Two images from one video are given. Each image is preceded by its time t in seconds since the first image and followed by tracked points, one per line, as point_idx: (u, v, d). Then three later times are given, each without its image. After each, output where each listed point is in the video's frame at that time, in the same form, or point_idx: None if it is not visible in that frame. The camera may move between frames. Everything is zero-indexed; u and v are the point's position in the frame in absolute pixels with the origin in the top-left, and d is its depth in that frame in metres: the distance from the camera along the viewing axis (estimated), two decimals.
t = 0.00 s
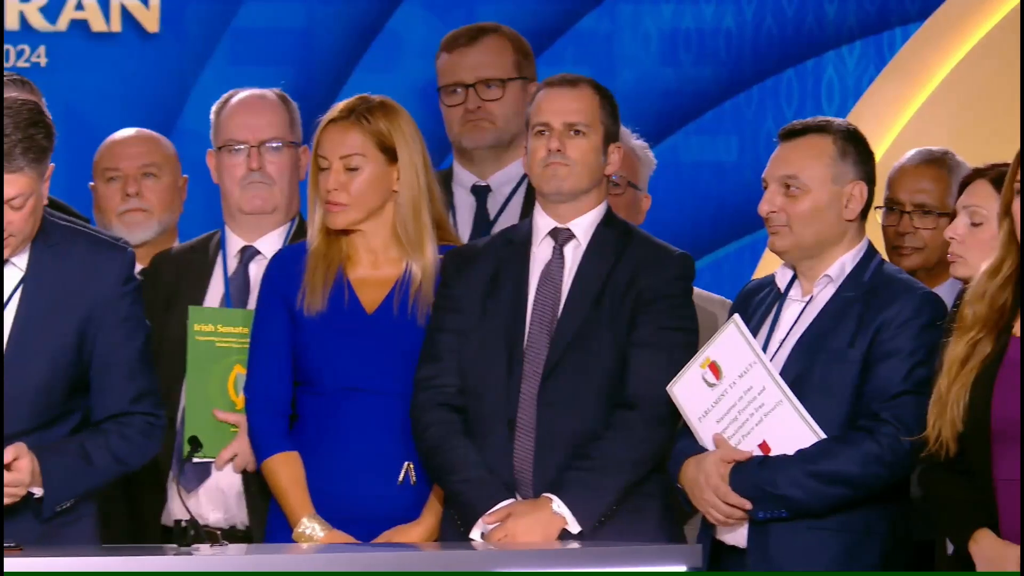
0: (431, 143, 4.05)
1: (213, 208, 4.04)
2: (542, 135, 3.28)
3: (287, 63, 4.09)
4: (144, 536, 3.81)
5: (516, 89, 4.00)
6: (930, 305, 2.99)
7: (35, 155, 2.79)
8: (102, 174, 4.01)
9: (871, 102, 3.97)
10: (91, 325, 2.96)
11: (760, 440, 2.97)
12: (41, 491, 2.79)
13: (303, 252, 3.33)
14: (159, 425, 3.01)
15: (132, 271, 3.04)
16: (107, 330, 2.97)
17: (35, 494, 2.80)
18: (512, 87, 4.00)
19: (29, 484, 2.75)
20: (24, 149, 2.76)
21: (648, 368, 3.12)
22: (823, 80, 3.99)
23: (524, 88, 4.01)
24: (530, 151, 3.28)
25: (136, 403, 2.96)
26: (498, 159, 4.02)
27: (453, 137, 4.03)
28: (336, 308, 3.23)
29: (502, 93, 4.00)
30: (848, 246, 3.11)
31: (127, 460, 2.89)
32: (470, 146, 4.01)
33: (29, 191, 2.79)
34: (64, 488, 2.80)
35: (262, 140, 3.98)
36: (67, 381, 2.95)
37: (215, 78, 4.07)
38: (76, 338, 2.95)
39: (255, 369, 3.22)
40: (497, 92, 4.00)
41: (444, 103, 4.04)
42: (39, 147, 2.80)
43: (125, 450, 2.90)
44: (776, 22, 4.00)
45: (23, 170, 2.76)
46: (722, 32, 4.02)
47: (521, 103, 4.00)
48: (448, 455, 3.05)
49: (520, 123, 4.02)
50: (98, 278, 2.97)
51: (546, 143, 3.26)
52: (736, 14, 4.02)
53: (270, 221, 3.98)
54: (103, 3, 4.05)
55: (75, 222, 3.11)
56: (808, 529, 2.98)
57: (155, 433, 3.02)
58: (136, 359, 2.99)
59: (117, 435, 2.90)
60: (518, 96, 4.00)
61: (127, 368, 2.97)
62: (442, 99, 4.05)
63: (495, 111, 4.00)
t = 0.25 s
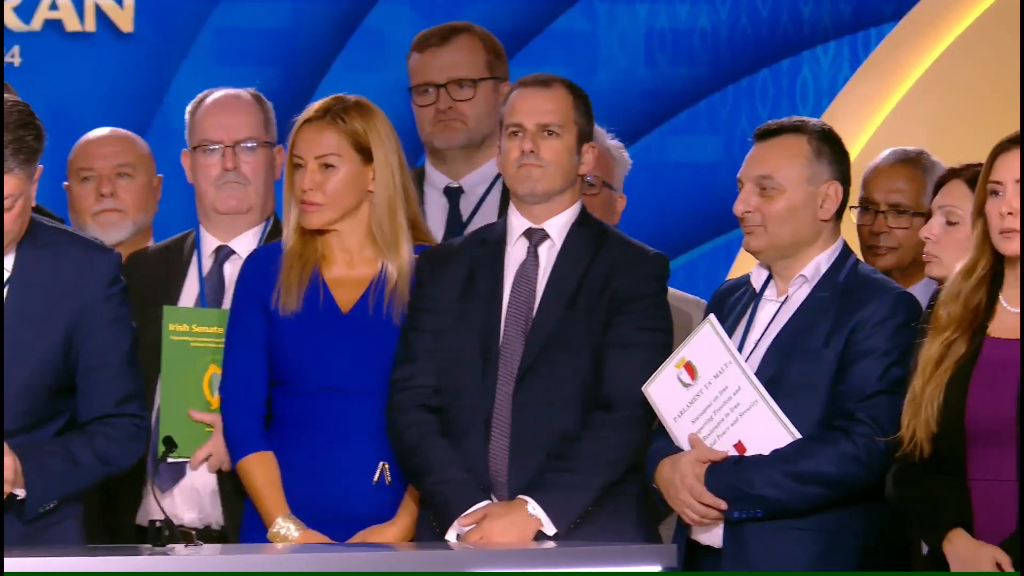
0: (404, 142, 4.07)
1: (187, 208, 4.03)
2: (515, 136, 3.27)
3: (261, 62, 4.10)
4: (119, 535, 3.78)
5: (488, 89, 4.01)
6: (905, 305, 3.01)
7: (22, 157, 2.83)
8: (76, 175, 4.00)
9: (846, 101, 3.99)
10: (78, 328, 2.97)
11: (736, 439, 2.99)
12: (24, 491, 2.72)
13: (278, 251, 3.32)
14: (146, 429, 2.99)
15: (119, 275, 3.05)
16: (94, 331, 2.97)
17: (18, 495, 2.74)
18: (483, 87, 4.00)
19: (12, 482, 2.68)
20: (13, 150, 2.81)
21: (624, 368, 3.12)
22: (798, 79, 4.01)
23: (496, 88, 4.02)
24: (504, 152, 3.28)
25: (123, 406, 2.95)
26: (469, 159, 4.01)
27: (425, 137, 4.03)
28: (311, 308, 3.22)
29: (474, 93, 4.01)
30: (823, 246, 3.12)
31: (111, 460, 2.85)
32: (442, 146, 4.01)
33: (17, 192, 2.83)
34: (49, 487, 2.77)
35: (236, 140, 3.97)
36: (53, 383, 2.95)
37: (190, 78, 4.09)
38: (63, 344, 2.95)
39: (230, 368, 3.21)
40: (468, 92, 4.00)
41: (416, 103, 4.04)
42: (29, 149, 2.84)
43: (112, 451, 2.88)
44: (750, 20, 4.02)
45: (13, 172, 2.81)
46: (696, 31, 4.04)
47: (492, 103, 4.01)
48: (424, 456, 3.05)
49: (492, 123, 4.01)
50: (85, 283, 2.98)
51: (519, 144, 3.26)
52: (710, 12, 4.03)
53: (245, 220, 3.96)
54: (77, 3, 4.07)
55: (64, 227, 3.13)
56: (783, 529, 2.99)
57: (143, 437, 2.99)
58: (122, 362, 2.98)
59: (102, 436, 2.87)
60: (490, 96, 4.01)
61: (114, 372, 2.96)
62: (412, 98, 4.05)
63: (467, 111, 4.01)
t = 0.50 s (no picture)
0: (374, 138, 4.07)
1: (162, 208, 4.02)
2: (489, 137, 3.27)
3: (237, 61, 4.09)
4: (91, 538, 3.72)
5: (458, 90, 4.01)
6: (881, 305, 3.02)
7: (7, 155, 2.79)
8: (53, 175, 3.99)
9: (820, 102, 4.01)
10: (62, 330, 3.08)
11: (712, 440, 3.00)
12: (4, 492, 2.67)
13: (254, 251, 3.32)
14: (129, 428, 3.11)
15: (103, 276, 3.17)
16: (78, 333, 3.09)
17: None
18: (454, 88, 4.00)
19: None
20: None
21: (600, 368, 3.13)
22: (772, 79, 4.02)
23: (467, 89, 4.02)
24: (478, 154, 3.28)
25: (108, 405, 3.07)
26: (440, 159, 4.01)
27: (395, 137, 4.04)
28: (286, 308, 3.22)
29: (445, 94, 4.01)
30: (799, 247, 3.13)
31: (94, 462, 3.00)
32: (412, 146, 4.02)
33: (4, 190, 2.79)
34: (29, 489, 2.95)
35: (211, 139, 3.98)
36: (38, 383, 3.05)
37: (165, 78, 4.08)
38: (47, 344, 3.06)
39: (205, 368, 3.21)
40: (439, 92, 4.01)
41: (387, 102, 4.06)
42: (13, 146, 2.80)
43: (96, 451, 3.02)
44: (725, 20, 4.03)
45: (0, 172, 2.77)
46: (671, 30, 4.05)
47: (463, 103, 4.01)
48: (401, 458, 3.05)
49: (463, 123, 4.01)
50: (68, 286, 3.10)
51: (493, 146, 3.26)
52: (685, 11, 4.04)
53: (219, 221, 3.98)
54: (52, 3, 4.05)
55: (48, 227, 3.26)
56: (760, 528, 3.00)
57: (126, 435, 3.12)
58: (106, 363, 3.09)
59: (86, 437, 3.00)
60: (460, 96, 4.01)
61: (99, 372, 3.06)
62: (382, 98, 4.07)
63: (437, 111, 4.01)
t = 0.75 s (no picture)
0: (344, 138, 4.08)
1: (133, 208, 4.02)
2: (460, 138, 3.29)
3: (207, 61, 4.09)
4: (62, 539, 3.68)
5: (426, 91, 4.01)
6: (853, 306, 3.03)
7: None
8: (25, 174, 3.97)
9: (791, 102, 4.04)
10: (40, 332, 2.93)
11: (685, 440, 3.01)
12: None
13: (224, 252, 3.31)
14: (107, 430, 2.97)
15: (82, 275, 3.01)
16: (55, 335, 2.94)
17: None
18: (421, 89, 4.00)
19: None
20: None
21: (572, 368, 3.13)
22: (743, 79, 4.05)
23: (434, 91, 4.02)
24: (449, 154, 3.29)
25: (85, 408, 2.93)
26: (406, 159, 4.01)
27: (361, 138, 4.04)
28: (257, 308, 3.21)
29: (411, 95, 4.01)
30: (772, 246, 3.14)
31: (74, 462, 2.88)
32: (378, 147, 4.01)
33: None
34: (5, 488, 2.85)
35: (181, 140, 3.97)
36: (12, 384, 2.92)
37: (135, 78, 4.09)
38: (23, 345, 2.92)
39: (176, 368, 3.20)
40: (406, 94, 4.00)
41: (353, 103, 4.05)
42: None
43: (72, 453, 2.88)
44: (697, 21, 4.06)
45: None
46: (643, 31, 4.07)
47: (430, 105, 4.00)
48: (373, 458, 3.05)
49: (430, 124, 4.01)
50: (45, 287, 2.94)
51: (465, 146, 3.28)
52: (657, 13, 4.07)
53: (190, 220, 3.97)
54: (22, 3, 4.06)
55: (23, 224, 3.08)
56: (734, 528, 3.00)
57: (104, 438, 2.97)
58: (84, 363, 2.95)
59: (61, 438, 2.88)
60: (428, 97, 4.00)
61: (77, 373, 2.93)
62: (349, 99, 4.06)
63: (404, 113, 4.01)
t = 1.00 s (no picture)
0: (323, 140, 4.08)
1: (109, 209, 4.00)
2: (438, 138, 3.29)
3: (184, 60, 4.09)
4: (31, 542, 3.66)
5: (401, 92, 4.03)
6: (831, 306, 3.04)
7: None
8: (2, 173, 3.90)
9: (768, 102, 4.05)
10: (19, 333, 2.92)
11: (663, 440, 3.01)
12: None
13: (202, 251, 3.32)
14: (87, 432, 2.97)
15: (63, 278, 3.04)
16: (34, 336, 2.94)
17: None
18: (396, 91, 4.02)
19: None
20: None
21: (548, 367, 3.14)
22: (720, 79, 4.07)
23: (409, 92, 4.04)
24: (426, 155, 3.30)
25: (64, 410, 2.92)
26: (379, 160, 4.03)
27: (337, 138, 4.05)
28: (234, 308, 3.21)
29: (387, 96, 4.03)
30: (750, 247, 3.15)
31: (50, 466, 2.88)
32: (353, 148, 4.03)
33: None
34: None
35: (158, 141, 3.98)
36: None
37: (111, 77, 4.07)
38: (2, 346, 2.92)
39: (153, 368, 3.20)
40: (381, 95, 4.02)
41: (328, 104, 4.06)
42: None
43: (52, 457, 2.89)
44: (673, 22, 4.08)
45: None
46: (620, 31, 4.08)
47: (405, 106, 4.03)
48: (349, 457, 3.05)
49: (405, 125, 4.03)
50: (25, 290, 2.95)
51: (442, 147, 3.28)
52: (634, 13, 4.08)
53: (167, 221, 3.97)
54: None
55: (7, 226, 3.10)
56: (711, 529, 3.01)
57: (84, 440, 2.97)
58: (64, 365, 2.95)
59: (41, 442, 2.88)
60: (403, 98, 4.03)
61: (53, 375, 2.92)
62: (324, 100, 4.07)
63: (379, 114, 4.03)
